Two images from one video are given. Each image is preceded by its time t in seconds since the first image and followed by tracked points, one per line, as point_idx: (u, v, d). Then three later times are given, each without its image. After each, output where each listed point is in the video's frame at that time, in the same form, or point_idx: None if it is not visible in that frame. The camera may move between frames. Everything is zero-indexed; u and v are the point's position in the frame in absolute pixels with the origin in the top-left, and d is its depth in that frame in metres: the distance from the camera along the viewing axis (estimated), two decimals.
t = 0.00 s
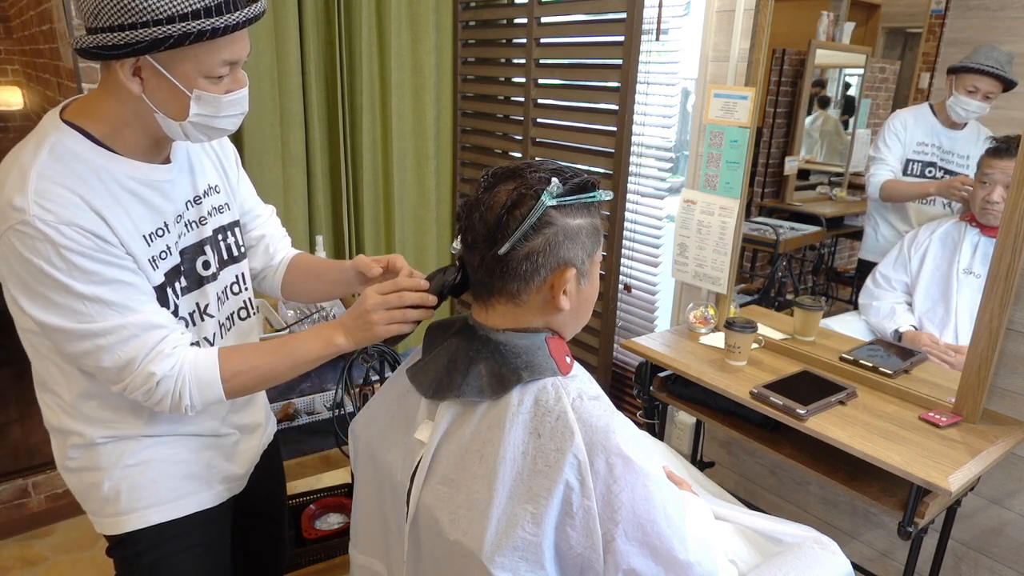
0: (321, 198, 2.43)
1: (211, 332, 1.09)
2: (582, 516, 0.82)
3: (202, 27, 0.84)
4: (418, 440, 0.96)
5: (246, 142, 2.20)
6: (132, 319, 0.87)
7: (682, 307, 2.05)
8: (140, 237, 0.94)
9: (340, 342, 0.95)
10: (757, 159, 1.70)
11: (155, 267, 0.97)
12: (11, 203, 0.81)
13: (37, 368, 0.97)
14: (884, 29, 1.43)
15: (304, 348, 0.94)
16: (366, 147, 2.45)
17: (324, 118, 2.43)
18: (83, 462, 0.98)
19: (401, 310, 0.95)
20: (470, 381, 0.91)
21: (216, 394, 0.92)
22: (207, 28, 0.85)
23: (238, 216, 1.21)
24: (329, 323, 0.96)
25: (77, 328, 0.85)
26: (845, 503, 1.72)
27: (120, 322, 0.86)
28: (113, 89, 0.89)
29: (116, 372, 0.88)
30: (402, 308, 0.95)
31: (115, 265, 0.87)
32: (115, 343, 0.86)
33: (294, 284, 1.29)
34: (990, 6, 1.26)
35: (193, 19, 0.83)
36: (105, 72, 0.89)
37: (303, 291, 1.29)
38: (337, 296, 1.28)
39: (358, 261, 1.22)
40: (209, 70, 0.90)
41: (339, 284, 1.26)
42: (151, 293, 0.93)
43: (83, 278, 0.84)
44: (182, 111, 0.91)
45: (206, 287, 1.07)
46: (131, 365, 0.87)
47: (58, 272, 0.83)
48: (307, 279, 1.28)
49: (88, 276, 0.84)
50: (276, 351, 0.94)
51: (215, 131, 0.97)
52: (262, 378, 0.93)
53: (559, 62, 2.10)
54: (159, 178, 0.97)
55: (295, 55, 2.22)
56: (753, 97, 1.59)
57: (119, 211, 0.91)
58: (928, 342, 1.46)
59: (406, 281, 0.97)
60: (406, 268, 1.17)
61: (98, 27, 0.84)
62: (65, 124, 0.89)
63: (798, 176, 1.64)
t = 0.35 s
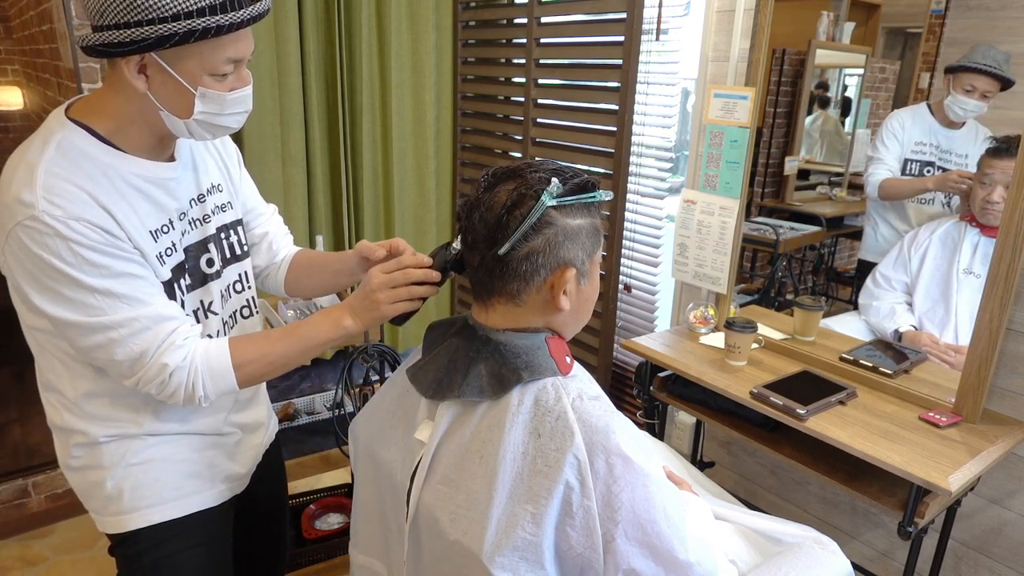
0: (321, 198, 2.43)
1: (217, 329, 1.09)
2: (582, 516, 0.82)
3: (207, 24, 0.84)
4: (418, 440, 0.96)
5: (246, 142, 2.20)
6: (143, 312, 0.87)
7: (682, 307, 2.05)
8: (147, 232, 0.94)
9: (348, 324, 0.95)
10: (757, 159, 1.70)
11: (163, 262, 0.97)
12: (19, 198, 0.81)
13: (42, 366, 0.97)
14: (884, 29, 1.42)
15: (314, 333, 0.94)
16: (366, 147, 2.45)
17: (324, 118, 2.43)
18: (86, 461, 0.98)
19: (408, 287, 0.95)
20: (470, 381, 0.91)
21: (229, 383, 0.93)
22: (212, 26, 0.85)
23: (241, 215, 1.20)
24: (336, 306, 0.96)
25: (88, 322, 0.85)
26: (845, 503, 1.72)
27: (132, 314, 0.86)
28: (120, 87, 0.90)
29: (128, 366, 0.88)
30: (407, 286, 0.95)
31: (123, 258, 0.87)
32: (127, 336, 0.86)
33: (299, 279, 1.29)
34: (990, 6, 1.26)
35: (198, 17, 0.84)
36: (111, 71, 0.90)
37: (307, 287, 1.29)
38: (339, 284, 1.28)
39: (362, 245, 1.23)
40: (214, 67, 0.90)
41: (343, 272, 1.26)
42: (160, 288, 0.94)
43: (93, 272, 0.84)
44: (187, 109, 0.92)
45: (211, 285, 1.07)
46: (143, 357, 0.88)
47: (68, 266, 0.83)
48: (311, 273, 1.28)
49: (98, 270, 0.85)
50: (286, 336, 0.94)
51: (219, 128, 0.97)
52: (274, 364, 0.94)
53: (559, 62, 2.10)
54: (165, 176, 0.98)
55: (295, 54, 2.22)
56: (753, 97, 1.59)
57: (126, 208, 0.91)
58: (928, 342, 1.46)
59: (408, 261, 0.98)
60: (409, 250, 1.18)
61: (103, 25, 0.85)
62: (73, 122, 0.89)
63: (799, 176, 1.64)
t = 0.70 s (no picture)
0: (321, 198, 2.43)
1: (219, 328, 1.09)
2: (582, 516, 0.82)
3: (212, 23, 0.84)
4: (418, 440, 0.96)
5: (246, 142, 2.20)
6: (138, 314, 0.87)
7: (682, 307, 2.05)
8: (149, 231, 0.94)
9: (342, 339, 0.96)
10: (757, 159, 1.70)
11: (163, 261, 0.97)
12: (24, 193, 0.81)
13: (44, 363, 0.97)
14: (884, 29, 1.42)
15: (308, 344, 0.95)
16: (366, 147, 2.45)
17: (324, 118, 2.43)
18: (88, 460, 0.98)
19: (405, 311, 0.96)
20: (470, 381, 0.91)
21: (218, 390, 0.93)
22: (218, 24, 0.85)
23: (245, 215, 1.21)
24: (332, 320, 0.97)
25: (84, 322, 0.85)
26: (845, 503, 1.72)
27: (127, 316, 0.86)
28: (125, 85, 0.90)
29: (120, 366, 0.88)
30: (405, 308, 0.96)
31: (124, 258, 0.88)
32: (121, 338, 0.86)
33: (298, 284, 1.28)
34: (990, 5, 1.26)
35: (204, 16, 0.84)
36: (117, 70, 0.90)
37: (305, 292, 1.29)
38: (339, 294, 1.28)
39: (362, 260, 1.23)
40: (219, 66, 0.90)
41: (343, 283, 1.26)
42: (158, 288, 0.94)
43: (92, 271, 0.84)
44: (191, 108, 0.92)
45: (215, 283, 1.07)
46: (136, 358, 0.88)
47: (68, 264, 0.83)
48: (310, 278, 1.28)
49: (97, 269, 0.84)
50: (280, 346, 0.94)
51: (223, 127, 0.97)
52: (263, 374, 0.94)
53: (559, 62, 2.10)
54: (169, 173, 0.98)
55: (295, 54, 2.22)
56: (753, 97, 1.59)
57: (130, 205, 0.91)
58: (928, 342, 1.46)
59: (408, 282, 0.98)
60: (410, 269, 1.17)
61: (110, 23, 0.85)
62: (78, 118, 0.89)
63: (798, 176, 1.65)
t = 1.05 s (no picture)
0: (321, 198, 2.43)
1: (224, 324, 1.09)
2: (582, 516, 0.82)
3: (211, 19, 0.84)
4: (418, 439, 0.96)
5: (246, 142, 2.20)
6: (151, 304, 0.87)
7: (682, 307, 2.05)
8: (156, 226, 0.94)
9: (352, 317, 0.95)
10: (757, 159, 1.70)
11: (171, 256, 0.98)
12: (30, 190, 0.82)
13: (47, 362, 0.97)
14: (884, 29, 1.42)
15: (317, 328, 0.95)
16: (366, 147, 2.45)
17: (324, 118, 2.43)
18: (89, 459, 0.98)
19: (412, 282, 0.96)
20: (470, 381, 0.91)
21: (235, 376, 0.93)
22: (217, 21, 0.85)
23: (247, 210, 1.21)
24: (341, 300, 0.97)
25: (97, 315, 0.85)
26: (845, 504, 1.72)
27: (140, 307, 0.86)
28: (126, 83, 0.90)
29: (136, 359, 0.88)
30: (412, 279, 0.96)
31: (134, 252, 0.88)
32: (136, 330, 0.86)
33: (304, 271, 1.28)
34: (990, 6, 1.26)
35: (203, 12, 0.84)
36: (117, 68, 0.90)
37: (310, 281, 1.28)
38: (344, 281, 1.28)
39: (365, 240, 1.22)
40: (219, 63, 0.90)
41: (348, 268, 1.25)
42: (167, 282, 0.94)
43: (103, 264, 0.84)
44: (193, 105, 0.92)
45: (220, 279, 1.08)
46: (152, 350, 0.88)
47: (78, 257, 0.83)
48: (316, 266, 1.27)
49: (108, 262, 0.85)
50: (291, 330, 0.95)
51: (224, 124, 0.97)
52: (279, 356, 0.94)
53: (559, 62, 2.10)
54: (173, 170, 0.98)
55: (295, 54, 2.22)
56: (753, 97, 1.59)
57: (135, 201, 0.91)
58: (928, 342, 1.46)
59: (413, 253, 0.98)
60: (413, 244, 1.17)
61: (111, 21, 0.85)
62: (81, 117, 0.89)
63: (798, 176, 1.65)
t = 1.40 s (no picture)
0: (321, 198, 2.43)
1: (223, 325, 1.09)
2: (582, 516, 0.82)
3: (214, 19, 0.84)
4: (418, 440, 0.96)
5: (245, 143, 2.20)
6: (140, 312, 0.87)
7: (682, 307, 2.05)
8: (154, 228, 0.94)
9: (342, 341, 0.96)
10: (757, 159, 1.70)
11: (168, 258, 0.97)
12: (31, 190, 0.82)
13: (49, 362, 0.97)
14: (884, 29, 1.42)
15: (308, 346, 0.95)
16: (366, 147, 2.45)
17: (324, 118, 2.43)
18: (90, 459, 0.98)
19: (405, 314, 0.95)
20: (470, 381, 0.91)
21: (218, 388, 0.93)
22: (219, 21, 0.85)
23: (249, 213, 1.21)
24: (333, 322, 0.97)
25: (87, 320, 0.85)
26: (845, 503, 1.72)
27: (130, 314, 0.86)
28: (127, 83, 0.90)
29: (122, 363, 0.88)
30: (405, 313, 0.95)
31: (128, 255, 0.88)
32: (124, 336, 0.86)
33: (301, 283, 1.29)
34: (990, 6, 1.26)
35: (205, 12, 0.84)
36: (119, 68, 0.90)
37: (309, 292, 1.29)
38: (340, 295, 1.28)
39: (363, 263, 1.22)
40: (221, 63, 0.90)
41: (344, 285, 1.25)
42: (162, 286, 0.94)
43: (96, 269, 0.84)
44: (195, 105, 0.92)
45: (220, 281, 1.07)
46: (138, 356, 0.88)
47: (72, 260, 0.83)
48: (314, 278, 1.28)
49: (101, 267, 0.84)
50: (278, 346, 0.95)
51: (226, 125, 0.97)
52: (262, 372, 0.94)
53: (559, 62, 2.10)
54: (173, 170, 0.98)
55: (295, 54, 2.22)
56: (753, 97, 1.59)
57: (135, 202, 0.91)
58: (928, 342, 1.46)
59: (409, 287, 0.97)
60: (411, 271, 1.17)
61: (114, 21, 0.85)
62: (83, 117, 0.89)
63: (798, 176, 1.64)
